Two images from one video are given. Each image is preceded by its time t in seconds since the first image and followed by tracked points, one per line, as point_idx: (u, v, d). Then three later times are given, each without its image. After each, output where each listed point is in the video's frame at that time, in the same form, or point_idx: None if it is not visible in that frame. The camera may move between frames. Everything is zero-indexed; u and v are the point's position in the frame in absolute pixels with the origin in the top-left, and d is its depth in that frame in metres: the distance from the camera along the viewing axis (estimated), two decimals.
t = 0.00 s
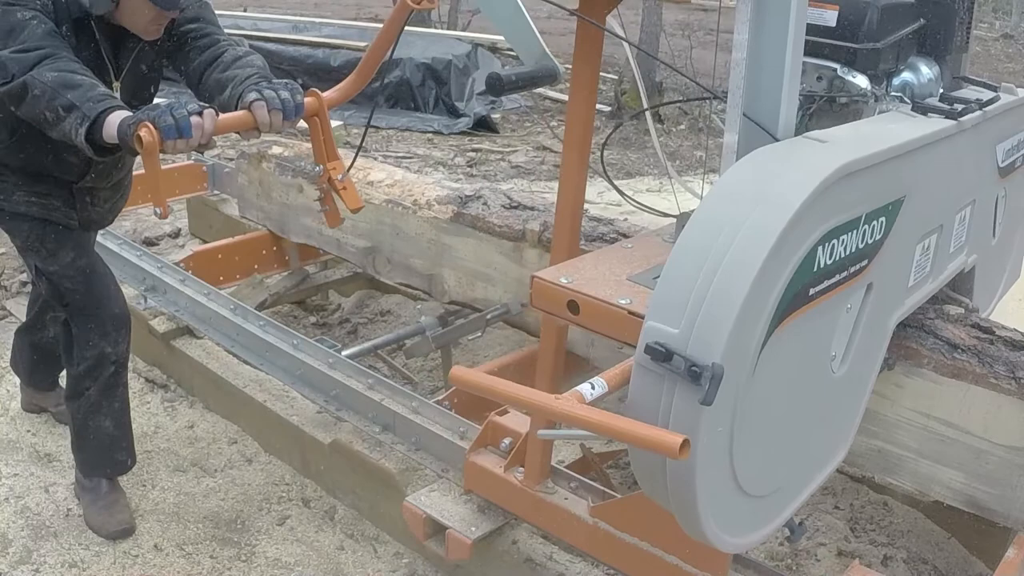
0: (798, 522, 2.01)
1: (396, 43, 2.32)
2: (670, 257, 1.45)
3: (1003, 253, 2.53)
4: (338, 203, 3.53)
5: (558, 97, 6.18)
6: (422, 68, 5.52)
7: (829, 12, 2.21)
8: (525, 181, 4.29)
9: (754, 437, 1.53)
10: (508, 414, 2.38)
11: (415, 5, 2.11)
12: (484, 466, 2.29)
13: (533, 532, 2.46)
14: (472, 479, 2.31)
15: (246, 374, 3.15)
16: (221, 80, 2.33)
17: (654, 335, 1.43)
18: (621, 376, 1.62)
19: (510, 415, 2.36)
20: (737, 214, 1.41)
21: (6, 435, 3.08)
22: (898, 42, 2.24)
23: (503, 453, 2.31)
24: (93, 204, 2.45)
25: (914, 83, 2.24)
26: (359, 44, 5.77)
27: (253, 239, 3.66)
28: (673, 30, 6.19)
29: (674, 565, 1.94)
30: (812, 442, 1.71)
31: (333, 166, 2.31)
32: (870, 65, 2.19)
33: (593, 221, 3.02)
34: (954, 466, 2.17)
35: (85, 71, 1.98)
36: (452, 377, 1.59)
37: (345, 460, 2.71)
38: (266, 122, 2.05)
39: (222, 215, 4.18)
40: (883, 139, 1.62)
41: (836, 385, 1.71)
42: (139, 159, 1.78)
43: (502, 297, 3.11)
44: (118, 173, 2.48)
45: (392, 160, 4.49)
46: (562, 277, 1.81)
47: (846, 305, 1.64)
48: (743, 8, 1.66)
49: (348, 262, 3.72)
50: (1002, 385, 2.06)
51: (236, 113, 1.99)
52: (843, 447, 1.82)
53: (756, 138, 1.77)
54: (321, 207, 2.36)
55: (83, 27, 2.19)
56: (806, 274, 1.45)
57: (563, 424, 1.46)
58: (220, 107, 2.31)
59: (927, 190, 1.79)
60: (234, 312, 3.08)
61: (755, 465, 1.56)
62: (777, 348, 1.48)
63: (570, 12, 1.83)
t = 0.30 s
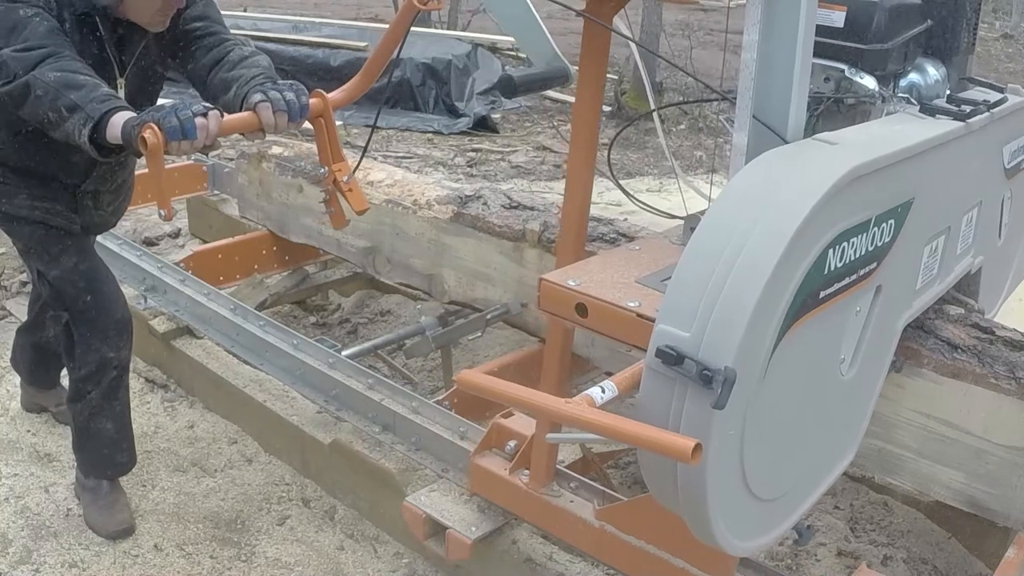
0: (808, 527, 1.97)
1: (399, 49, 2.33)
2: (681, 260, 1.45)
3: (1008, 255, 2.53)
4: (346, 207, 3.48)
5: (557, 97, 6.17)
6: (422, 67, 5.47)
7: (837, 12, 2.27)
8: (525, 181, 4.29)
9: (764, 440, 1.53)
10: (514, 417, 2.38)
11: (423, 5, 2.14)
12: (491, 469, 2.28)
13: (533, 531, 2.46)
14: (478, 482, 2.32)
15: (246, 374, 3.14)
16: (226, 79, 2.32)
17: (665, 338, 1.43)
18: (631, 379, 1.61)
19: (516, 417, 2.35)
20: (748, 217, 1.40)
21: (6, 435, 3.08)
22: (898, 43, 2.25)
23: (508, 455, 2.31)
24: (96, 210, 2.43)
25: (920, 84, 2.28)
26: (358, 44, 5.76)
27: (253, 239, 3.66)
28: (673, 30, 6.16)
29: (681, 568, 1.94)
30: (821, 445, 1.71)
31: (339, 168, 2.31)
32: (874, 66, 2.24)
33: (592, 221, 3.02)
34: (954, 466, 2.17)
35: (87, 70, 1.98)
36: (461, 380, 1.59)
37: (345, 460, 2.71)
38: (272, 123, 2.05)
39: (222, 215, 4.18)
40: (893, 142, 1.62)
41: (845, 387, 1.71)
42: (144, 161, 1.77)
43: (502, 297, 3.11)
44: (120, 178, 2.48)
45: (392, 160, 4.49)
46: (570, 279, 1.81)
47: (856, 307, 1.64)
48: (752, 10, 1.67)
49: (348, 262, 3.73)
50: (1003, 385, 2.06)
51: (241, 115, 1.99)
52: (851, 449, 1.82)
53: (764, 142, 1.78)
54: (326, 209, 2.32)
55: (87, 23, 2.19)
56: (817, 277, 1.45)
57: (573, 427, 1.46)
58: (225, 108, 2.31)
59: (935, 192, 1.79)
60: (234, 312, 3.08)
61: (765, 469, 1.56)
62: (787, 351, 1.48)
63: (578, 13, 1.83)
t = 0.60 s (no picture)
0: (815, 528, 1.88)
1: (408, 43, 2.33)
2: (690, 263, 1.45)
3: (1013, 256, 2.53)
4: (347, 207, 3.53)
5: (557, 97, 6.17)
6: (422, 68, 5.47)
7: (844, 14, 2.31)
8: (525, 181, 4.29)
9: (773, 443, 1.53)
10: (518, 419, 2.35)
11: (428, 5, 2.13)
12: (497, 472, 2.25)
13: (533, 531, 2.46)
14: (482, 484, 2.29)
15: (246, 374, 3.14)
16: (232, 71, 2.33)
17: (674, 342, 1.43)
18: (638, 385, 1.61)
19: (520, 419, 2.33)
20: (758, 220, 1.40)
21: (6, 435, 3.08)
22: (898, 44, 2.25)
23: (513, 458, 2.28)
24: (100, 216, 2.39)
25: (926, 86, 2.33)
26: (358, 44, 5.76)
27: (253, 239, 3.66)
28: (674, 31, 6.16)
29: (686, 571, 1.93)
30: (829, 447, 1.71)
31: (343, 169, 2.30)
32: (876, 67, 2.25)
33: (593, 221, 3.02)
34: (954, 466, 2.17)
35: (85, 64, 1.98)
36: (466, 384, 1.58)
37: (345, 460, 2.71)
38: (275, 124, 2.05)
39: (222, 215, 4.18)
40: (900, 143, 1.62)
41: (853, 390, 1.71)
42: (148, 161, 1.76)
43: (501, 297, 3.11)
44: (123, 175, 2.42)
45: (392, 161, 4.49)
46: (576, 281, 1.81)
47: (863, 310, 1.64)
48: (760, 12, 1.67)
49: (348, 262, 3.73)
50: (1002, 385, 2.06)
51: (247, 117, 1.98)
52: (858, 451, 1.82)
53: (771, 144, 1.77)
54: (331, 210, 2.35)
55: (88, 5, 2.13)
56: (826, 279, 1.45)
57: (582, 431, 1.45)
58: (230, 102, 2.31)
59: (942, 194, 1.79)
60: (234, 312, 3.09)
61: (773, 472, 1.56)
62: (796, 353, 1.48)
63: (583, 13, 1.82)
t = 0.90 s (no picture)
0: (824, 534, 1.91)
1: (415, 44, 2.32)
2: (702, 266, 1.44)
3: (1019, 258, 2.52)
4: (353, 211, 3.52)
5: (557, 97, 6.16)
6: (422, 67, 5.47)
7: (853, 15, 2.31)
8: (525, 181, 4.28)
9: (785, 448, 1.52)
10: (526, 421, 2.35)
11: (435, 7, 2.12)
12: (503, 475, 2.25)
13: (533, 531, 2.46)
14: (487, 487, 2.29)
15: (246, 374, 3.14)
16: (236, 55, 2.22)
17: (686, 347, 1.42)
18: (648, 390, 1.64)
19: (528, 423, 2.32)
20: (772, 222, 1.39)
21: (7, 435, 3.09)
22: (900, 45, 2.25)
23: (520, 461, 2.28)
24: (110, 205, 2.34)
25: (935, 87, 2.30)
26: (358, 44, 5.75)
27: (253, 239, 3.66)
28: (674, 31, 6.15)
29: None
30: (839, 451, 1.70)
31: (350, 171, 2.26)
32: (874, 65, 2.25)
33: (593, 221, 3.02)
34: (954, 466, 2.17)
35: (83, 52, 1.92)
36: (479, 389, 1.58)
37: (345, 460, 2.70)
38: (281, 125, 1.99)
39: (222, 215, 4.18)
40: (911, 146, 1.61)
41: (863, 393, 1.71)
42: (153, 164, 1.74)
43: (501, 297, 3.11)
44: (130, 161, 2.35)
45: (392, 160, 4.48)
46: (585, 285, 1.80)
47: (875, 313, 1.64)
48: (771, 14, 1.68)
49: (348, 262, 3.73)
50: (1002, 385, 2.06)
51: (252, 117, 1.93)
52: (868, 455, 1.81)
53: (781, 147, 1.77)
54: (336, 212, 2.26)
55: None
56: (839, 283, 1.44)
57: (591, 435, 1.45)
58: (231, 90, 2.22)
59: (953, 197, 1.78)
60: (234, 312, 3.09)
61: (785, 476, 1.55)
62: (809, 358, 1.47)
63: (590, 14, 1.82)
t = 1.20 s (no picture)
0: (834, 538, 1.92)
1: (422, 44, 2.32)
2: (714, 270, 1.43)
3: None
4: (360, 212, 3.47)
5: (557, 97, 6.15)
6: (422, 67, 5.48)
7: (864, 16, 2.26)
8: (525, 181, 4.28)
9: (797, 453, 1.52)
10: (533, 425, 2.33)
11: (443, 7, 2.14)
12: (509, 478, 2.24)
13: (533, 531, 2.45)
14: (492, 490, 2.27)
15: (246, 374, 3.14)
16: (242, 56, 2.20)
17: (700, 352, 1.42)
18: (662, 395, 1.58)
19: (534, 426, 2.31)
20: (785, 225, 1.39)
21: (6, 435, 3.08)
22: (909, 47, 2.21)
23: (527, 465, 2.27)
24: (110, 205, 2.21)
25: (943, 89, 2.25)
26: (358, 44, 5.74)
27: (253, 239, 3.66)
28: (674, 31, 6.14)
29: None
30: (850, 454, 1.70)
31: (355, 173, 2.22)
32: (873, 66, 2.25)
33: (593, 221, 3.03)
34: (954, 466, 2.17)
35: (87, 50, 1.86)
36: (489, 395, 1.51)
37: (344, 460, 2.70)
38: (287, 128, 1.99)
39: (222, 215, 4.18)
40: (922, 149, 1.60)
41: (873, 397, 1.71)
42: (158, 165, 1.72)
43: (501, 297, 3.11)
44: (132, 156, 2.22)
45: (392, 160, 4.48)
46: (595, 288, 1.81)
47: (885, 317, 1.63)
48: (782, 15, 1.67)
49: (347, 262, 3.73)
50: (1002, 385, 2.07)
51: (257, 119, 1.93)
52: (877, 458, 1.81)
53: (792, 149, 1.76)
54: (341, 214, 2.22)
55: None
56: (852, 286, 1.44)
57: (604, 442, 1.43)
58: (236, 91, 2.20)
59: (963, 200, 1.77)
60: (234, 312, 3.09)
61: (796, 481, 1.55)
62: (821, 362, 1.47)
63: (598, 14, 1.82)
